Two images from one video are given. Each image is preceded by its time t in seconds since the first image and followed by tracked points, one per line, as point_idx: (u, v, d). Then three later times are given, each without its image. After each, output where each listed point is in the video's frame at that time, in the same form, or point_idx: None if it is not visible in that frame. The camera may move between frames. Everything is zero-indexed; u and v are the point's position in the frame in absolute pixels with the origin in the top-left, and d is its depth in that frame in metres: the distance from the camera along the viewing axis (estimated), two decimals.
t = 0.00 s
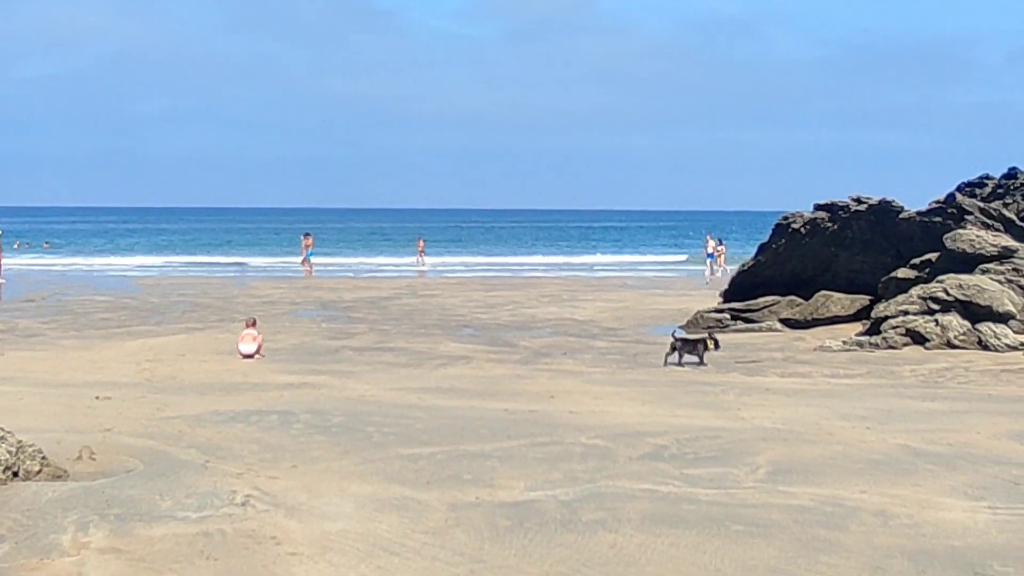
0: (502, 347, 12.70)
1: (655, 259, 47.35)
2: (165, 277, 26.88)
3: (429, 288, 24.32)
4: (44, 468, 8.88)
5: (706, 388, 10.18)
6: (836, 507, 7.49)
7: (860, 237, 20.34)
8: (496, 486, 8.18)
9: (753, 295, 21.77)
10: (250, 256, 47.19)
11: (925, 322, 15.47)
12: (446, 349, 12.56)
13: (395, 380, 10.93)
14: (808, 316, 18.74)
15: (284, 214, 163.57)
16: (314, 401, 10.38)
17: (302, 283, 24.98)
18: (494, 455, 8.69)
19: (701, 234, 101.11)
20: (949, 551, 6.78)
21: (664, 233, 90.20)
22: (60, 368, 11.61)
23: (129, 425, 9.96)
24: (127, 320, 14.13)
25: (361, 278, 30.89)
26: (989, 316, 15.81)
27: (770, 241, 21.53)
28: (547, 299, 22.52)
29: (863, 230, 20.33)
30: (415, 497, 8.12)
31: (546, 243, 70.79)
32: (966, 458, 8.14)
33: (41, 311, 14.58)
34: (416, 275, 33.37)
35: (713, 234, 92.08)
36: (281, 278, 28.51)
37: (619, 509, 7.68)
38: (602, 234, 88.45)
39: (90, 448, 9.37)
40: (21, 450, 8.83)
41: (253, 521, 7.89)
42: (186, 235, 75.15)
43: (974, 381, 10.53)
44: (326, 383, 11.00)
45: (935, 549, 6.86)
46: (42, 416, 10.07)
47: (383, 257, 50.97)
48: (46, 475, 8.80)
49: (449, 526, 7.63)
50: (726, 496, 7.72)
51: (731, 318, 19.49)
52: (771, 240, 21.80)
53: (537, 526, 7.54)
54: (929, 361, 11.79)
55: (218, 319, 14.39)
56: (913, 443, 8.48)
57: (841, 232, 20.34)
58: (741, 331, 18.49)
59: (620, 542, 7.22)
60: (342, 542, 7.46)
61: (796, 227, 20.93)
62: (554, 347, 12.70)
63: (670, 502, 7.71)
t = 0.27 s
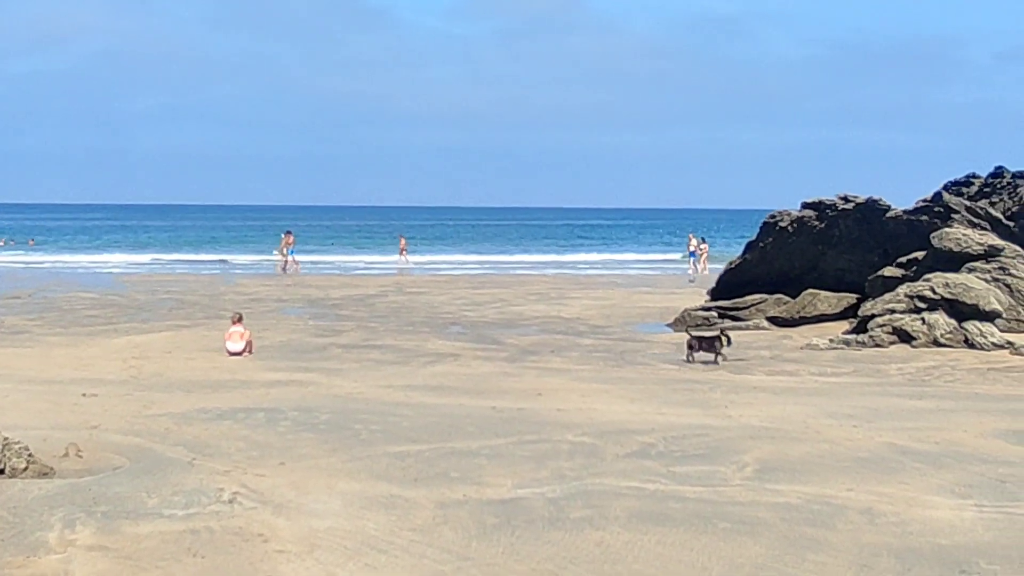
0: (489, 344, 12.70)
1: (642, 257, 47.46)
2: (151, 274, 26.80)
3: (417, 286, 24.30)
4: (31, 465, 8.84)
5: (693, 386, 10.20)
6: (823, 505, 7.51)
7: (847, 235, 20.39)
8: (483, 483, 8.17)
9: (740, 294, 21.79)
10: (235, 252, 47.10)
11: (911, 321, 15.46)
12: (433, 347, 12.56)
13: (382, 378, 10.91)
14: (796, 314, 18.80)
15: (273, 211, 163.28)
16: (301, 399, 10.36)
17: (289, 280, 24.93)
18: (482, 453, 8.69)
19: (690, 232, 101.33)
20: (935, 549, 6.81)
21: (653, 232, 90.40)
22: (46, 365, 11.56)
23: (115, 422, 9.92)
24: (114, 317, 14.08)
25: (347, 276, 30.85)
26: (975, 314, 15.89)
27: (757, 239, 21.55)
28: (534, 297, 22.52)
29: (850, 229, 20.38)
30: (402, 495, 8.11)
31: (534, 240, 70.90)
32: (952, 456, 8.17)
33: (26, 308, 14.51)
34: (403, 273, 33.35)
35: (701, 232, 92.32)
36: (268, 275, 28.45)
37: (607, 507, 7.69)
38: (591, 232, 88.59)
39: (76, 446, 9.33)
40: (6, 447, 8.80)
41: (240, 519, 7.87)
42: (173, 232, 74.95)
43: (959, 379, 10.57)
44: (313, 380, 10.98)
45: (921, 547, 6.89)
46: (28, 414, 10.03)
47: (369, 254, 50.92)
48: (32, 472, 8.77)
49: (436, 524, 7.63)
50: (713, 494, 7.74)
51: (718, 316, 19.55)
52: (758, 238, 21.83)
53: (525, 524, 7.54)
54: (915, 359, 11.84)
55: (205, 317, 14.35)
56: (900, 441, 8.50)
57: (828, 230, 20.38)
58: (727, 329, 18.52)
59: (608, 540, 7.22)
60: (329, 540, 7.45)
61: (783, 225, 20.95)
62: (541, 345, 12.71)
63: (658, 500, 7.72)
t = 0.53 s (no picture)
0: (475, 345, 12.71)
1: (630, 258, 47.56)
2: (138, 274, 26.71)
3: (405, 287, 24.27)
4: (18, 465, 8.78)
5: (680, 387, 10.21)
6: (809, 506, 7.52)
7: (834, 236, 20.43)
8: (470, 484, 8.16)
9: (729, 294, 21.85)
10: (222, 253, 47.04)
11: (898, 322, 15.50)
12: (420, 347, 12.55)
13: (370, 377, 10.90)
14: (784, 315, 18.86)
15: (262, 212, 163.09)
16: (289, 399, 10.35)
17: (277, 280, 24.87)
18: (469, 453, 8.68)
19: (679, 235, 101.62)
20: (922, 550, 6.82)
21: (642, 234, 90.65)
22: (32, 364, 11.53)
23: (101, 422, 9.88)
24: (99, 316, 14.04)
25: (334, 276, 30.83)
26: (961, 316, 15.95)
27: (745, 240, 21.59)
28: (520, 298, 22.55)
29: (837, 230, 20.43)
30: (389, 495, 8.09)
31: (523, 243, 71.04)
32: (939, 457, 8.19)
33: (11, 308, 14.46)
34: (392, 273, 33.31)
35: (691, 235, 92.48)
36: (256, 275, 28.41)
37: (593, 508, 7.68)
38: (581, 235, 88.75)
39: (62, 445, 9.29)
40: None
41: (226, 519, 7.84)
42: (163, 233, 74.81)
43: (944, 380, 10.62)
44: (301, 381, 10.96)
45: (907, 548, 6.90)
46: (13, 413, 9.98)
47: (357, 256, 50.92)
48: (18, 471, 8.74)
49: (423, 524, 7.61)
50: (699, 495, 7.74)
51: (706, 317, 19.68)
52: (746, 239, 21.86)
53: (512, 524, 7.53)
54: (901, 361, 11.88)
55: (193, 316, 14.32)
56: (886, 442, 8.52)
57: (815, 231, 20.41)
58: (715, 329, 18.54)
59: (595, 541, 7.22)
60: (315, 540, 7.43)
61: (771, 227, 20.99)
62: (527, 346, 12.72)
63: (645, 501, 7.72)
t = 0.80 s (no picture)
0: (468, 343, 13.50)
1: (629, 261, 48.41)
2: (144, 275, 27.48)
3: (403, 289, 25.00)
4: (47, 451, 9.63)
5: (657, 382, 10.96)
6: (770, 489, 8.27)
7: (792, 246, 21.17)
8: (461, 469, 8.93)
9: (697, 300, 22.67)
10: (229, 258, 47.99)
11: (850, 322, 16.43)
12: (415, 344, 13.34)
13: (370, 371, 11.69)
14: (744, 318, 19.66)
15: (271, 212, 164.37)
16: (295, 391, 11.13)
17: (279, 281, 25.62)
18: (460, 441, 9.44)
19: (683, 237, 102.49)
20: (871, 531, 7.58)
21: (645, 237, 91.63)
22: (55, 360, 12.31)
23: (122, 413, 10.67)
24: (114, 315, 14.82)
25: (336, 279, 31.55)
26: (910, 317, 16.80)
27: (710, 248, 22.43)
28: (515, 300, 23.36)
29: (794, 239, 21.17)
30: (387, 479, 8.87)
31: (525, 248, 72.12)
32: (891, 446, 8.92)
33: (31, 308, 15.24)
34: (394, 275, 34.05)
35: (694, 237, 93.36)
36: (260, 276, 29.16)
37: (574, 491, 8.44)
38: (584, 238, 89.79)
39: (89, 433, 10.08)
40: (25, 434, 9.58)
41: (240, 500, 8.63)
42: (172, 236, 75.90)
43: (900, 376, 11.38)
44: (306, 374, 11.76)
45: (856, 530, 7.67)
46: (42, 404, 10.77)
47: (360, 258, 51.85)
48: (48, 457, 9.56)
49: (418, 506, 8.38)
50: (669, 480, 8.49)
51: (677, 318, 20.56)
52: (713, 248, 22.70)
53: (499, 506, 8.29)
54: (869, 358, 12.63)
55: (207, 315, 15.14)
56: (843, 433, 9.26)
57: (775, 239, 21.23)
58: (687, 330, 19.34)
59: (575, 521, 7.98)
60: (321, 520, 8.21)
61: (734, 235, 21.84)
62: (514, 344, 13.50)
63: (621, 485, 8.47)
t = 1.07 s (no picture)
0: (467, 342, 14.49)
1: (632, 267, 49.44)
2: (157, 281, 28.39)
3: (408, 293, 25.90)
4: (86, 438, 10.66)
5: (639, 377, 11.90)
6: (734, 475, 9.22)
7: (755, 256, 22.30)
8: (457, 456, 9.88)
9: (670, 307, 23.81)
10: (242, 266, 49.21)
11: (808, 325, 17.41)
12: (414, 344, 14.30)
13: (375, 367, 12.67)
14: (710, 322, 20.64)
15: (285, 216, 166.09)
16: (307, 385, 12.13)
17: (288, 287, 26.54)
18: (456, 431, 10.39)
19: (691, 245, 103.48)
20: (824, 513, 8.52)
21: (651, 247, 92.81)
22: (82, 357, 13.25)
23: (149, 404, 11.65)
24: (134, 316, 15.78)
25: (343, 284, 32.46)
26: (861, 321, 17.64)
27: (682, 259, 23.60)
28: (510, 304, 24.41)
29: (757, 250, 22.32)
30: (391, 464, 9.83)
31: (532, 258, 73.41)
32: (846, 436, 9.83)
33: (56, 311, 16.18)
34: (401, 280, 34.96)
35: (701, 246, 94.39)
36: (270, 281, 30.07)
37: (558, 476, 9.38)
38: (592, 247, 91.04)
39: (122, 422, 11.08)
40: (64, 423, 10.61)
41: (259, 483, 9.60)
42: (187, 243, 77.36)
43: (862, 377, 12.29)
44: (317, 370, 12.76)
45: (809, 516, 8.61)
46: (79, 395, 11.77)
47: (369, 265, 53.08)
48: (86, 443, 10.58)
49: (419, 488, 9.34)
50: (643, 466, 9.43)
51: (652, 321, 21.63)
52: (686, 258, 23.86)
53: (491, 489, 9.24)
54: (839, 357, 13.54)
55: (230, 316, 16.19)
56: (801, 424, 10.16)
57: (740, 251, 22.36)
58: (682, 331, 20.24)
59: (560, 502, 8.93)
60: (332, 501, 9.17)
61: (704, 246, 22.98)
62: (505, 343, 14.45)
63: (602, 470, 9.41)
